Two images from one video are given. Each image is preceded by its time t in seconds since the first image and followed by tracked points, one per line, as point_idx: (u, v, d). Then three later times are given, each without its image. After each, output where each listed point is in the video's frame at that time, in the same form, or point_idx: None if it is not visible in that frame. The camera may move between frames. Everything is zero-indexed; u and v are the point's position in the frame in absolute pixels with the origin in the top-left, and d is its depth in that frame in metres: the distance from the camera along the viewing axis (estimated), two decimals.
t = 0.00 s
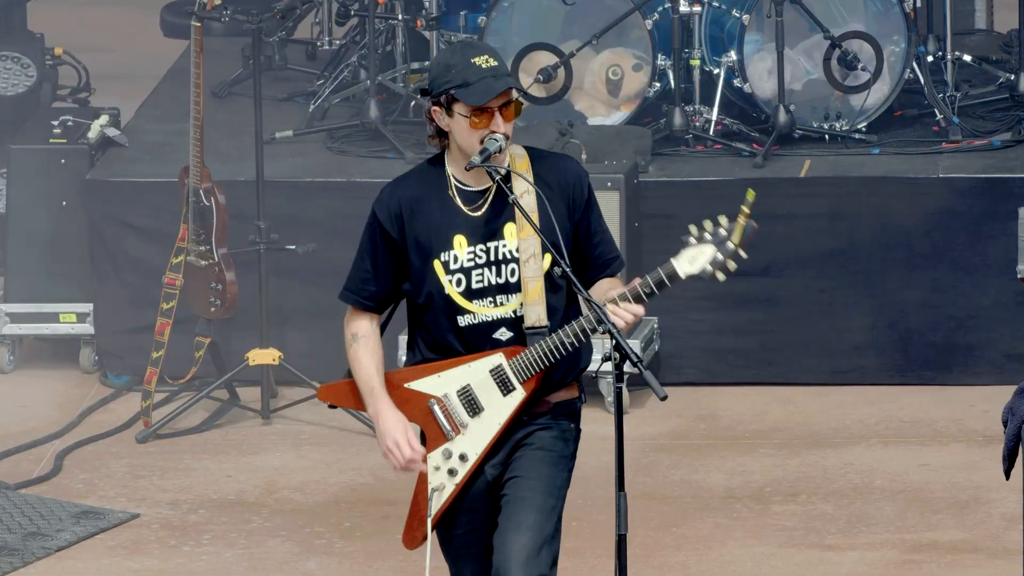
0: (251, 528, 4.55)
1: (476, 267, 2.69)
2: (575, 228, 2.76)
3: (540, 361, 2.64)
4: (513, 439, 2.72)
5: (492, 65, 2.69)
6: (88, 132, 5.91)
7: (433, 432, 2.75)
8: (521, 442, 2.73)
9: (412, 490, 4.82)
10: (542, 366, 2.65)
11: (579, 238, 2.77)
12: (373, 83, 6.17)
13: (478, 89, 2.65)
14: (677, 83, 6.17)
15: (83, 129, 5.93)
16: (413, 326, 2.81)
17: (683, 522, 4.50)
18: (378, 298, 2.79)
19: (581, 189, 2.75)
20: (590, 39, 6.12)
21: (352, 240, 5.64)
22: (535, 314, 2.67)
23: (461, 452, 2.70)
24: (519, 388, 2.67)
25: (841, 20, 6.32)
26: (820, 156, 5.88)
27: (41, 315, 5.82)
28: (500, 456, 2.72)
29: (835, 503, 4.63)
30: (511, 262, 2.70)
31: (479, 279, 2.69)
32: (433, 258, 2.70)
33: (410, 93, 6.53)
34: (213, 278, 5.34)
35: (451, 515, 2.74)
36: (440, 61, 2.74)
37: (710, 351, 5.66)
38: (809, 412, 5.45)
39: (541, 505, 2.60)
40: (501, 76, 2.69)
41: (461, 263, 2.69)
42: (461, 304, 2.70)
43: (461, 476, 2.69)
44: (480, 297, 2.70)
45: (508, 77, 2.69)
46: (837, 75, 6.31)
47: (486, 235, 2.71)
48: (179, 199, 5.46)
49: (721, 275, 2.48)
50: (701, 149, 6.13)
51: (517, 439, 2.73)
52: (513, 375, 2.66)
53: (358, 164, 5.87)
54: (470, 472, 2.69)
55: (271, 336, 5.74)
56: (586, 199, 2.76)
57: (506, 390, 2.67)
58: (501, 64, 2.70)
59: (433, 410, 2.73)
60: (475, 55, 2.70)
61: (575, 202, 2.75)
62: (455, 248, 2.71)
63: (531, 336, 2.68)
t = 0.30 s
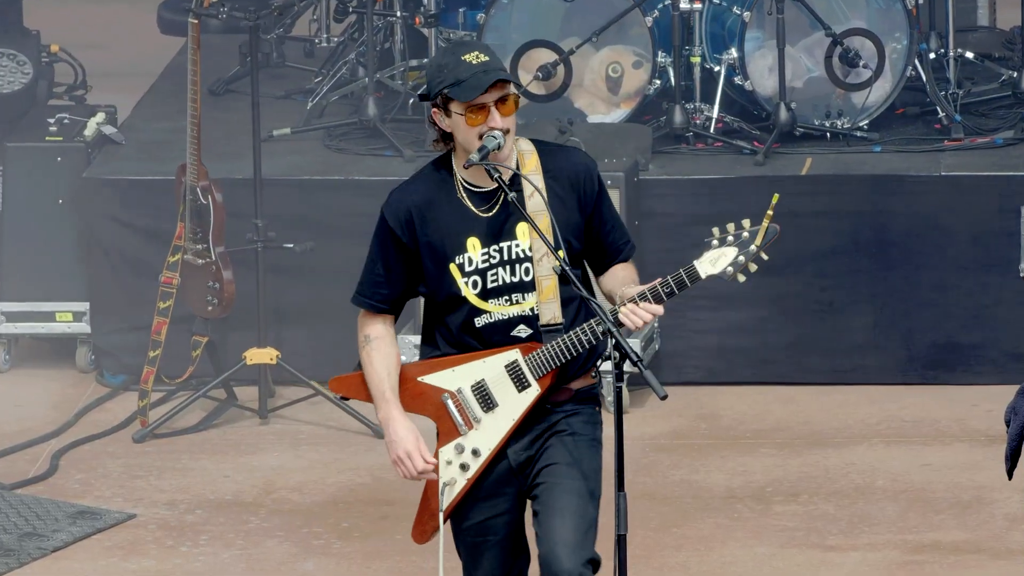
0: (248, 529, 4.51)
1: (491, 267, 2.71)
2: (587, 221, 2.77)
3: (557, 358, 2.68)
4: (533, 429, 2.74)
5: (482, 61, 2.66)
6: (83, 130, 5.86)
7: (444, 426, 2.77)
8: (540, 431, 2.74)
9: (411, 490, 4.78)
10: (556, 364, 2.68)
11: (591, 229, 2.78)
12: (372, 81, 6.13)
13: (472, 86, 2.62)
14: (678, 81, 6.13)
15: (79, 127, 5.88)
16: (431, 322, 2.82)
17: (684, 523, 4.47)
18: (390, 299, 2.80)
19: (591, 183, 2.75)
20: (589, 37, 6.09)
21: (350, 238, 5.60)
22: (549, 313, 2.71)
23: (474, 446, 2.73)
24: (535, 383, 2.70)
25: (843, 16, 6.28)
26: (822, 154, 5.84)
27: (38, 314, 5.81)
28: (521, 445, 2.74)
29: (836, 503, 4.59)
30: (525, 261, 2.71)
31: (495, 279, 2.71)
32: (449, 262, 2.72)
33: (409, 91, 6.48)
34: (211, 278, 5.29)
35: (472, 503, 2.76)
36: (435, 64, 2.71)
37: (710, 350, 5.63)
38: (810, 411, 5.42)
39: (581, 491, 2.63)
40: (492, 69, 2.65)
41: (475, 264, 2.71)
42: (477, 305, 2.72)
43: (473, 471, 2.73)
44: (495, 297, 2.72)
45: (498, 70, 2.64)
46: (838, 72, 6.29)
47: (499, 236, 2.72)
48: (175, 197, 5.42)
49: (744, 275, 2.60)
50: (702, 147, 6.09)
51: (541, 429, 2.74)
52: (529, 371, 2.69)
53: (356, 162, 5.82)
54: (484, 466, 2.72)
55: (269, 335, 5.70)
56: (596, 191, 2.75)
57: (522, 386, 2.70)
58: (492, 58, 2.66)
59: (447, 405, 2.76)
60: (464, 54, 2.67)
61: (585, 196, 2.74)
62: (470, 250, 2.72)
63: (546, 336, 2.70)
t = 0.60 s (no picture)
0: (246, 529, 4.47)
1: (505, 264, 2.65)
2: (614, 230, 2.65)
3: (554, 361, 2.58)
4: (546, 440, 2.65)
5: (483, 60, 2.61)
6: (80, 128, 5.80)
7: (457, 420, 2.75)
8: (549, 444, 2.65)
9: (409, 491, 4.74)
10: (551, 370, 2.58)
11: (619, 241, 2.65)
12: (371, 79, 6.15)
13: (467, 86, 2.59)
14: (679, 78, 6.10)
15: (75, 125, 5.83)
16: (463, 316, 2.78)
17: (685, 523, 4.43)
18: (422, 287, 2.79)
19: (621, 191, 2.64)
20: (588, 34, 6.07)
21: (348, 237, 5.57)
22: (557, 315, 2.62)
23: (477, 442, 2.68)
24: (533, 385, 2.61)
25: (845, 13, 6.25)
26: (823, 152, 5.81)
27: (34, 314, 5.76)
28: (533, 453, 2.66)
29: (838, 503, 4.56)
30: (537, 262, 2.63)
31: (508, 276, 2.64)
32: (466, 253, 2.68)
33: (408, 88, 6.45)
34: (208, 276, 5.26)
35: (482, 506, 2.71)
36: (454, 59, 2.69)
37: (711, 349, 5.59)
38: (812, 411, 5.38)
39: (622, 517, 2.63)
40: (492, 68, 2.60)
41: (490, 259, 2.66)
42: (491, 301, 2.67)
43: (475, 467, 2.67)
44: (509, 294, 2.65)
45: (493, 72, 2.58)
46: (840, 69, 6.27)
47: (515, 233, 2.65)
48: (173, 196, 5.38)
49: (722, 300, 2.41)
50: (702, 144, 6.06)
51: (553, 441, 2.65)
52: (529, 373, 2.61)
53: (355, 160, 5.79)
54: (485, 463, 2.66)
55: (266, 334, 5.66)
56: (625, 201, 2.64)
57: (520, 388, 2.62)
58: (494, 57, 2.60)
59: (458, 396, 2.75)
60: (472, 49, 2.63)
61: (612, 204, 2.64)
62: (487, 244, 2.67)
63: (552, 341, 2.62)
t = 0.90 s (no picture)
0: (243, 529, 4.44)
1: (520, 261, 2.67)
2: (627, 241, 2.57)
3: (565, 364, 2.54)
4: (555, 442, 2.65)
5: (498, 54, 2.64)
6: (76, 126, 5.78)
7: (482, 413, 2.75)
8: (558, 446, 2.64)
9: (407, 491, 4.71)
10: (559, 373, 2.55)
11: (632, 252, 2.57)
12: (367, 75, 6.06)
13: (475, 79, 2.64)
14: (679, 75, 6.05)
15: (71, 122, 5.79)
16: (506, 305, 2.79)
17: (685, 523, 4.39)
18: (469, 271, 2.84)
19: (634, 202, 2.55)
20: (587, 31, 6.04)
21: (347, 235, 5.54)
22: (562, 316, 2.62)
23: (495, 437, 2.68)
24: (541, 388, 2.59)
25: (846, 11, 6.22)
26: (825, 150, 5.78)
27: (30, 313, 5.73)
28: (541, 454, 2.66)
29: (839, 503, 4.52)
30: (545, 264, 2.63)
31: (521, 274, 2.66)
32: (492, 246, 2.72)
33: (405, 85, 6.39)
34: (205, 275, 5.22)
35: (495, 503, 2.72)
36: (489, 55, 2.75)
37: (712, 348, 5.56)
38: (813, 410, 5.35)
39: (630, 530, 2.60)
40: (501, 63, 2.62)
41: (507, 254, 2.69)
42: (509, 297, 2.70)
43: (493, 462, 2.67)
44: (523, 292, 2.67)
45: (498, 67, 2.61)
46: (841, 67, 6.22)
47: (529, 232, 2.66)
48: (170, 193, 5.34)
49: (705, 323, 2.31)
50: (703, 142, 6.02)
51: (562, 443, 2.64)
52: (541, 374, 2.59)
53: (354, 157, 5.75)
54: (501, 460, 2.65)
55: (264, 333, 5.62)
56: (637, 212, 2.54)
57: (532, 387, 2.61)
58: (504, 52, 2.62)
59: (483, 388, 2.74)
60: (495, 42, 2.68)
61: (624, 213, 2.56)
62: (506, 240, 2.70)
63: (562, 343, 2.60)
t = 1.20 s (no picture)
0: (240, 530, 4.39)
1: (521, 259, 2.64)
2: (627, 251, 2.52)
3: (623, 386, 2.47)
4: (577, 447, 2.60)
5: (503, 52, 2.62)
6: (72, 123, 5.73)
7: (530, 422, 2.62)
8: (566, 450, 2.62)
9: (406, 492, 4.67)
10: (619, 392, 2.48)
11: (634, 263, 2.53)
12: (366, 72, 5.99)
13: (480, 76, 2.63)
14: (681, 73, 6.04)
15: (67, 120, 5.76)
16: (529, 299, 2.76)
17: (686, 523, 4.35)
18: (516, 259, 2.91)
19: (637, 212, 2.50)
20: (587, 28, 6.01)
21: (345, 234, 5.49)
22: (561, 315, 2.59)
23: (550, 449, 2.58)
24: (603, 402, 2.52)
25: (848, 8, 6.19)
26: (827, 147, 5.74)
27: (26, 311, 5.69)
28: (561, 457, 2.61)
29: (841, 503, 4.48)
30: (543, 265, 2.58)
31: (522, 273, 2.63)
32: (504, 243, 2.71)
33: (405, 82, 6.39)
34: (203, 273, 5.18)
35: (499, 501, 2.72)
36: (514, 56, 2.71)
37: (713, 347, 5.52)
38: (815, 410, 5.31)
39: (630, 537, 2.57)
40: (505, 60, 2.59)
41: (512, 251, 2.66)
42: (518, 293, 2.68)
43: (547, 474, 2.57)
44: (528, 291, 2.64)
45: (501, 65, 2.57)
46: (843, 63, 6.21)
47: (533, 232, 2.62)
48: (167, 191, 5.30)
49: (786, 348, 2.22)
50: (703, 140, 5.99)
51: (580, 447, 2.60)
52: (602, 390, 2.50)
53: (352, 155, 5.71)
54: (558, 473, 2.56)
55: (261, 331, 5.59)
56: (639, 221, 2.50)
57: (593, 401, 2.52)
58: (507, 51, 2.59)
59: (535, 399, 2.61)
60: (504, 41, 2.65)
61: (627, 223, 2.51)
62: (513, 236, 2.67)
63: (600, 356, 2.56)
